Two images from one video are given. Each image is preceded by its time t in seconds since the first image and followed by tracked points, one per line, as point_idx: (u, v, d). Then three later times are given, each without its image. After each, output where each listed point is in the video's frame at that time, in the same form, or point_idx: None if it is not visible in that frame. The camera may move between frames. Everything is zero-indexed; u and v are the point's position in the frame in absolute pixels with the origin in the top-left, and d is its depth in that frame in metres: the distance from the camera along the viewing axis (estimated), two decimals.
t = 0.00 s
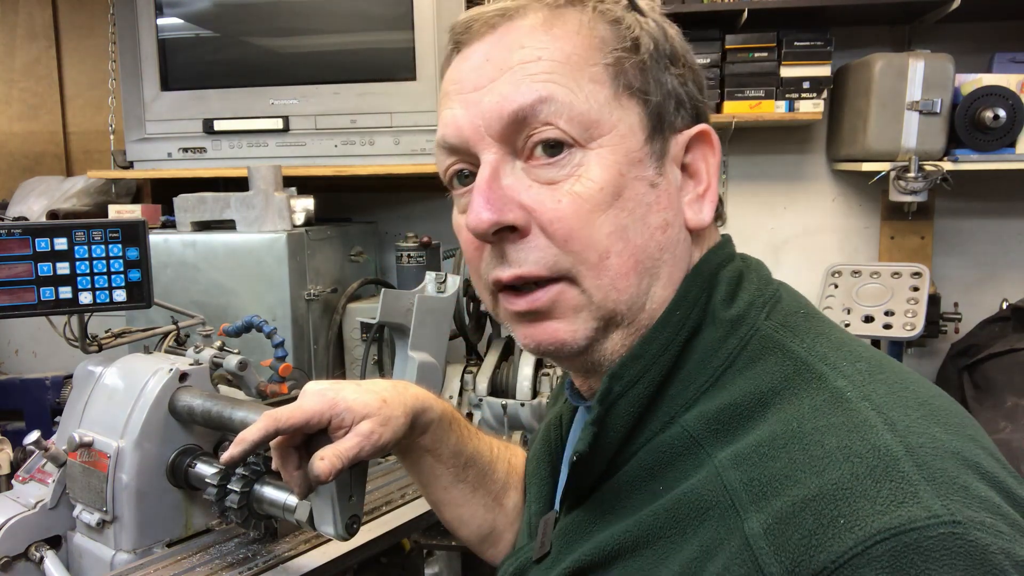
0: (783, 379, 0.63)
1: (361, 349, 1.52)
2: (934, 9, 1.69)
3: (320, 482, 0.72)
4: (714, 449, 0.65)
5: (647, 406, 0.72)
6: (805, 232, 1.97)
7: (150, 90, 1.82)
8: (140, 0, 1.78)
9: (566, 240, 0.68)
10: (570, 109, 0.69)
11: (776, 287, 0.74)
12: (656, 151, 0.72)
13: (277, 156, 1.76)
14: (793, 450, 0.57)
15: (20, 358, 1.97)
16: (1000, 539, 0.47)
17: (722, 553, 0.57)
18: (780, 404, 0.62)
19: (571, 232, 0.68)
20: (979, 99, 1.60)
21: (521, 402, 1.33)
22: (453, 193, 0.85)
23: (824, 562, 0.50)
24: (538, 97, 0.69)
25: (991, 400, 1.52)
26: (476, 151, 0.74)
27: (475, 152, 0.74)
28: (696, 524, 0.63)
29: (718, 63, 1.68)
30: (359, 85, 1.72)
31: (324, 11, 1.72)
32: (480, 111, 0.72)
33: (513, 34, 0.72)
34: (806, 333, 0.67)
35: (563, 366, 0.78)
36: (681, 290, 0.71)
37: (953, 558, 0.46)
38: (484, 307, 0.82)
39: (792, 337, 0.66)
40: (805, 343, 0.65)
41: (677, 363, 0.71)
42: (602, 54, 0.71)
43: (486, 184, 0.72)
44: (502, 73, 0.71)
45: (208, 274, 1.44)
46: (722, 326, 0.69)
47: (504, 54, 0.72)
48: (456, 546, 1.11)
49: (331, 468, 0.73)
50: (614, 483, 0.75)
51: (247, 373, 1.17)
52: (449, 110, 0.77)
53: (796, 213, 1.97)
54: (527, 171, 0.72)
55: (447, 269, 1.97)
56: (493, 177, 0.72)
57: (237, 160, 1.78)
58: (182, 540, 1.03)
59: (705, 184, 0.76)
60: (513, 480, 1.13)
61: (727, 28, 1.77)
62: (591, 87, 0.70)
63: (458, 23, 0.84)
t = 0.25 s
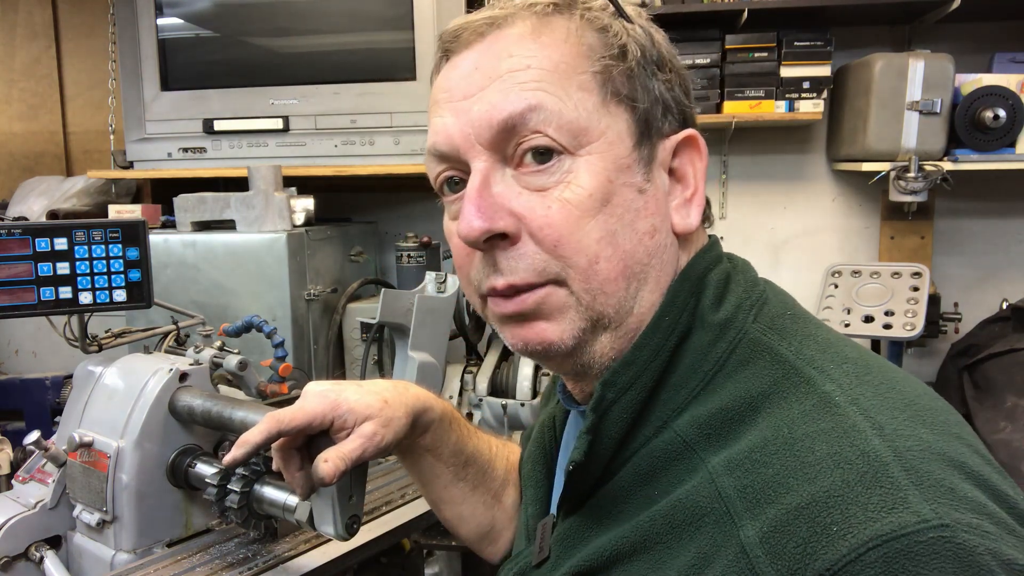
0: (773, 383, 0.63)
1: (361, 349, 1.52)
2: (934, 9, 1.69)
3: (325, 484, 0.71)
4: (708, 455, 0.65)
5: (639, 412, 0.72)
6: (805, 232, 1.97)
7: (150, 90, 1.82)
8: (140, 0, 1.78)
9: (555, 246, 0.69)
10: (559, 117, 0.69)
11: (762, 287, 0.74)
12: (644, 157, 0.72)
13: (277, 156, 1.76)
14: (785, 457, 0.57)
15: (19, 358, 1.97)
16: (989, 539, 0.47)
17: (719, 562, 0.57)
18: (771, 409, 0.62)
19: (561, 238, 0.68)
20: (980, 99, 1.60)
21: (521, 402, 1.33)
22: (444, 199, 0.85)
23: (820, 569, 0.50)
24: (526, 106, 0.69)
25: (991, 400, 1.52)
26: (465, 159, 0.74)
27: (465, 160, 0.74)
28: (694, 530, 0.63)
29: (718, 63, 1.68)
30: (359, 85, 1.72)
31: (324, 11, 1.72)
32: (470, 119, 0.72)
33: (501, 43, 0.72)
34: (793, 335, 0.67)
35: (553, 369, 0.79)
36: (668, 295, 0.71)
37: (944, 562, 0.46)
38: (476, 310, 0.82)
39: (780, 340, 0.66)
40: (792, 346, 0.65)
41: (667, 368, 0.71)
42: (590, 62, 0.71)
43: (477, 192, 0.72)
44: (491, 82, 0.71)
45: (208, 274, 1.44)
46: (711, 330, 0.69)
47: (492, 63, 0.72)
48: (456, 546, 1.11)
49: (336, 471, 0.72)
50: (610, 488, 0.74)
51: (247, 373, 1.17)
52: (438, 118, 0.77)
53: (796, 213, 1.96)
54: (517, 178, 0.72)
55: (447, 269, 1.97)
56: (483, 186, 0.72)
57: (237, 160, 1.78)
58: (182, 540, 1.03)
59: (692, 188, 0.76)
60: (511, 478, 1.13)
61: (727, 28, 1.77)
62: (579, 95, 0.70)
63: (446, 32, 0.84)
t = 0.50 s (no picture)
0: (766, 383, 0.63)
1: (361, 349, 1.52)
2: (934, 9, 1.69)
3: (328, 486, 0.71)
4: (702, 453, 0.65)
5: (637, 410, 0.72)
6: (805, 232, 1.97)
7: (150, 90, 1.82)
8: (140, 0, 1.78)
9: (558, 248, 0.69)
10: (560, 120, 0.69)
11: (762, 286, 0.74)
12: (645, 159, 0.72)
13: (277, 156, 1.76)
14: (774, 456, 0.57)
15: (19, 358, 1.97)
16: (972, 538, 0.47)
17: (708, 558, 0.58)
18: (763, 408, 0.62)
19: (563, 240, 0.68)
20: (979, 99, 1.60)
21: (520, 402, 1.33)
22: (448, 202, 0.85)
23: (804, 566, 0.50)
24: (528, 108, 0.69)
25: (991, 400, 1.52)
26: (469, 162, 0.74)
27: (468, 163, 0.74)
28: (686, 527, 0.63)
29: (718, 63, 1.69)
30: (359, 85, 1.72)
31: (324, 10, 1.72)
32: (473, 122, 0.72)
33: (503, 47, 0.72)
34: (789, 335, 0.67)
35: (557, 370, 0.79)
36: (669, 294, 0.71)
37: (926, 561, 0.46)
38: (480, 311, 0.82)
39: (775, 340, 0.66)
40: (787, 345, 0.65)
41: (665, 367, 0.71)
42: (591, 65, 0.71)
43: (480, 195, 0.72)
44: (494, 86, 0.71)
45: (208, 274, 1.44)
46: (707, 331, 0.69)
47: (495, 66, 0.72)
48: (457, 546, 1.11)
49: (338, 473, 0.72)
50: (608, 485, 0.75)
51: (247, 373, 1.17)
52: (441, 121, 0.77)
53: (796, 213, 1.97)
54: (520, 181, 0.71)
55: (447, 269, 1.97)
56: (486, 188, 0.71)
57: (237, 160, 1.78)
58: (182, 540, 1.03)
59: (692, 189, 0.76)
60: (512, 474, 1.13)
61: (727, 28, 1.77)
62: (581, 98, 0.70)
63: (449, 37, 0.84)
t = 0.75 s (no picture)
0: (767, 376, 0.63)
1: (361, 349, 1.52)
2: (934, 9, 1.69)
3: (328, 486, 0.71)
4: (700, 445, 0.65)
5: (640, 402, 0.72)
6: (805, 232, 1.97)
7: (150, 90, 1.82)
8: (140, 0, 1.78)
9: (566, 242, 0.69)
10: (570, 115, 0.69)
11: (772, 285, 0.74)
12: (654, 155, 0.72)
13: (277, 156, 1.76)
14: (770, 447, 0.57)
15: (19, 358, 1.97)
16: (962, 535, 0.47)
17: (700, 546, 0.58)
18: (763, 401, 0.62)
19: (571, 236, 0.68)
20: (979, 99, 1.60)
21: (520, 402, 1.33)
22: (460, 197, 0.86)
23: (792, 555, 0.50)
24: (539, 103, 0.69)
25: (991, 400, 1.52)
26: (480, 157, 0.74)
27: (480, 157, 0.75)
28: (680, 518, 0.63)
29: (718, 63, 1.69)
30: (359, 85, 1.72)
31: (324, 10, 1.72)
32: (485, 118, 0.72)
33: (516, 43, 0.72)
34: (794, 331, 0.67)
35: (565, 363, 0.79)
36: (677, 289, 0.71)
37: (913, 555, 0.46)
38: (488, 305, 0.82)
39: (779, 335, 0.66)
40: (791, 341, 0.65)
41: (669, 360, 0.71)
42: (602, 62, 0.71)
43: (490, 189, 0.72)
44: (505, 81, 0.71)
45: (208, 274, 1.44)
46: (712, 325, 0.69)
47: (507, 62, 0.72)
48: (457, 546, 1.11)
49: (338, 472, 0.72)
50: (609, 475, 0.75)
51: (247, 373, 1.17)
52: (453, 116, 0.77)
53: (796, 212, 1.97)
54: (530, 176, 0.72)
55: (447, 269, 1.97)
56: (496, 183, 0.72)
57: (237, 160, 1.78)
58: (182, 540, 1.03)
59: (702, 185, 0.76)
60: (514, 472, 1.13)
61: (727, 28, 1.77)
62: (591, 94, 0.70)
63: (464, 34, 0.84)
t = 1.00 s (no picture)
0: (773, 369, 0.63)
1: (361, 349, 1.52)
2: (934, 9, 1.69)
3: (327, 486, 0.71)
4: (703, 436, 0.65)
5: (645, 394, 0.73)
6: (805, 232, 1.97)
7: (151, 90, 1.82)
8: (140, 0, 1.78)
9: (575, 233, 0.69)
10: (581, 108, 0.69)
11: (785, 283, 0.73)
12: (665, 149, 0.72)
13: (277, 156, 1.76)
14: (770, 436, 0.57)
15: (19, 358, 1.97)
16: (960, 529, 0.47)
17: (696, 533, 0.58)
18: (767, 393, 0.62)
19: (580, 226, 0.69)
20: (980, 99, 1.60)
21: (521, 402, 1.33)
22: (474, 191, 0.87)
23: (787, 542, 0.50)
24: (551, 96, 0.70)
25: (991, 400, 1.52)
26: (493, 150, 0.75)
27: (493, 151, 0.76)
28: (679, 508, 0.63)
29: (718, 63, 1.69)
30: (360, 84, 1.72)
31: (324, 11, 1.72)
32: (498, 111, 0.73)
33: (530, 38, 0.73)
34: (803, 327, 0.67)
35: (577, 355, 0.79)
36: (688, 281, 0.70)
37: (909, 544, 0.46)
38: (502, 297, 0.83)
39: (788, 330, 0.66)
40: (800, 336, 0.65)
41: (677, 353, 0.71)
42: (614, 56, 0.71)
43: (502, 180, 0.73)
44: (518, 75, 0.72)
45: (208, 274, 1.44)
46: (722, 319, 0.69)
47: (520, 56, 0.73)
48: (457, 546, 1.12)
49: (338, 473, 0.72)
50: (612, 465, 0.76)
51: (247, 373, 1.17)
52: (469, 110, 0.78)
53: (796, 212, 1.97)
54: (541, 168, 0.72)
55: (447, 269, 1.97)
56: (508, 175, 0.73)
57: (237, 160, 1.78)
58: (182, 540, 1.03)
59: (716, 182, 0.75)
60: (516, 473, 1.13)
61: (727, 28, 1.77)
62: (603, 88, 0.70)
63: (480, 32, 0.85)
